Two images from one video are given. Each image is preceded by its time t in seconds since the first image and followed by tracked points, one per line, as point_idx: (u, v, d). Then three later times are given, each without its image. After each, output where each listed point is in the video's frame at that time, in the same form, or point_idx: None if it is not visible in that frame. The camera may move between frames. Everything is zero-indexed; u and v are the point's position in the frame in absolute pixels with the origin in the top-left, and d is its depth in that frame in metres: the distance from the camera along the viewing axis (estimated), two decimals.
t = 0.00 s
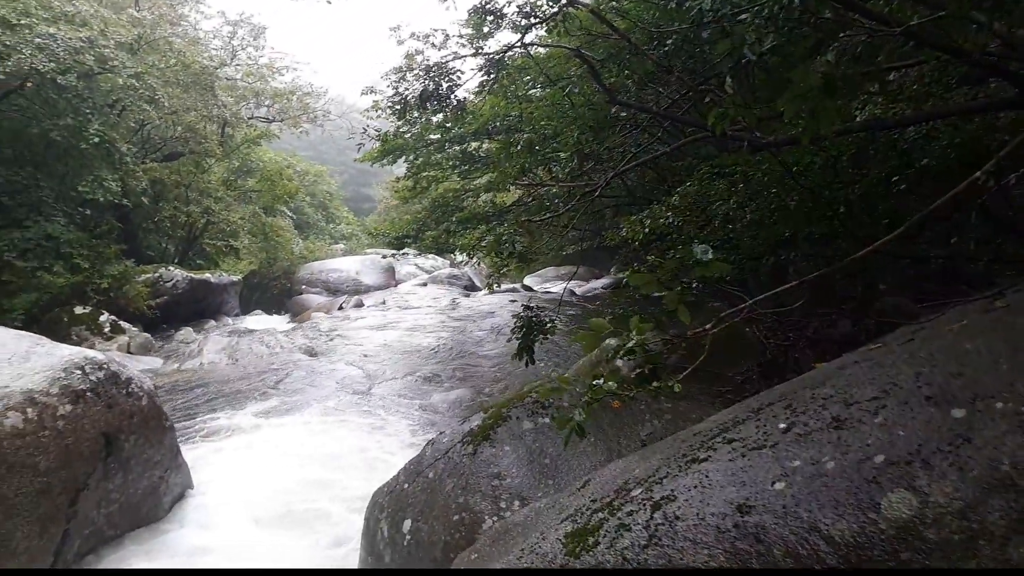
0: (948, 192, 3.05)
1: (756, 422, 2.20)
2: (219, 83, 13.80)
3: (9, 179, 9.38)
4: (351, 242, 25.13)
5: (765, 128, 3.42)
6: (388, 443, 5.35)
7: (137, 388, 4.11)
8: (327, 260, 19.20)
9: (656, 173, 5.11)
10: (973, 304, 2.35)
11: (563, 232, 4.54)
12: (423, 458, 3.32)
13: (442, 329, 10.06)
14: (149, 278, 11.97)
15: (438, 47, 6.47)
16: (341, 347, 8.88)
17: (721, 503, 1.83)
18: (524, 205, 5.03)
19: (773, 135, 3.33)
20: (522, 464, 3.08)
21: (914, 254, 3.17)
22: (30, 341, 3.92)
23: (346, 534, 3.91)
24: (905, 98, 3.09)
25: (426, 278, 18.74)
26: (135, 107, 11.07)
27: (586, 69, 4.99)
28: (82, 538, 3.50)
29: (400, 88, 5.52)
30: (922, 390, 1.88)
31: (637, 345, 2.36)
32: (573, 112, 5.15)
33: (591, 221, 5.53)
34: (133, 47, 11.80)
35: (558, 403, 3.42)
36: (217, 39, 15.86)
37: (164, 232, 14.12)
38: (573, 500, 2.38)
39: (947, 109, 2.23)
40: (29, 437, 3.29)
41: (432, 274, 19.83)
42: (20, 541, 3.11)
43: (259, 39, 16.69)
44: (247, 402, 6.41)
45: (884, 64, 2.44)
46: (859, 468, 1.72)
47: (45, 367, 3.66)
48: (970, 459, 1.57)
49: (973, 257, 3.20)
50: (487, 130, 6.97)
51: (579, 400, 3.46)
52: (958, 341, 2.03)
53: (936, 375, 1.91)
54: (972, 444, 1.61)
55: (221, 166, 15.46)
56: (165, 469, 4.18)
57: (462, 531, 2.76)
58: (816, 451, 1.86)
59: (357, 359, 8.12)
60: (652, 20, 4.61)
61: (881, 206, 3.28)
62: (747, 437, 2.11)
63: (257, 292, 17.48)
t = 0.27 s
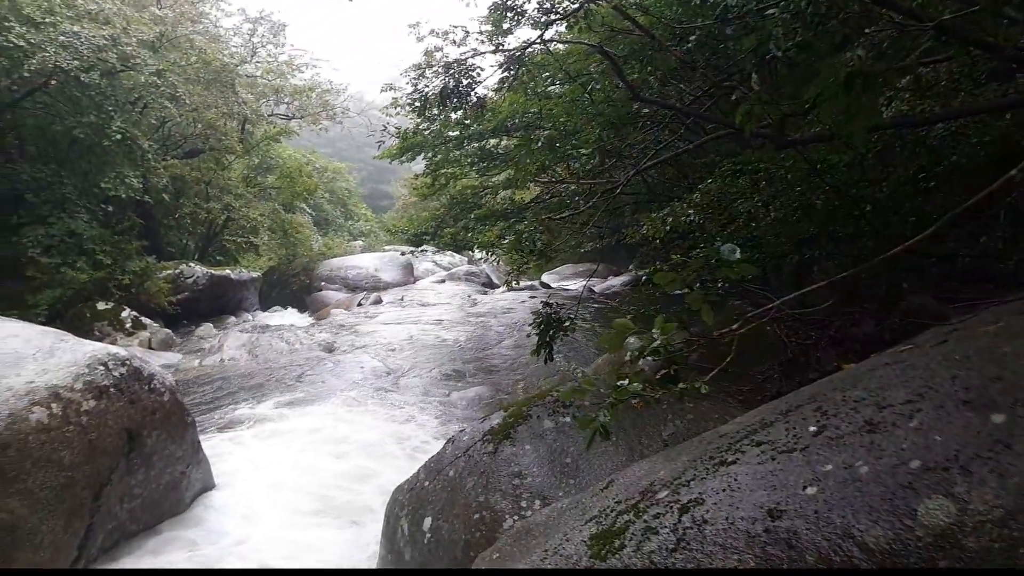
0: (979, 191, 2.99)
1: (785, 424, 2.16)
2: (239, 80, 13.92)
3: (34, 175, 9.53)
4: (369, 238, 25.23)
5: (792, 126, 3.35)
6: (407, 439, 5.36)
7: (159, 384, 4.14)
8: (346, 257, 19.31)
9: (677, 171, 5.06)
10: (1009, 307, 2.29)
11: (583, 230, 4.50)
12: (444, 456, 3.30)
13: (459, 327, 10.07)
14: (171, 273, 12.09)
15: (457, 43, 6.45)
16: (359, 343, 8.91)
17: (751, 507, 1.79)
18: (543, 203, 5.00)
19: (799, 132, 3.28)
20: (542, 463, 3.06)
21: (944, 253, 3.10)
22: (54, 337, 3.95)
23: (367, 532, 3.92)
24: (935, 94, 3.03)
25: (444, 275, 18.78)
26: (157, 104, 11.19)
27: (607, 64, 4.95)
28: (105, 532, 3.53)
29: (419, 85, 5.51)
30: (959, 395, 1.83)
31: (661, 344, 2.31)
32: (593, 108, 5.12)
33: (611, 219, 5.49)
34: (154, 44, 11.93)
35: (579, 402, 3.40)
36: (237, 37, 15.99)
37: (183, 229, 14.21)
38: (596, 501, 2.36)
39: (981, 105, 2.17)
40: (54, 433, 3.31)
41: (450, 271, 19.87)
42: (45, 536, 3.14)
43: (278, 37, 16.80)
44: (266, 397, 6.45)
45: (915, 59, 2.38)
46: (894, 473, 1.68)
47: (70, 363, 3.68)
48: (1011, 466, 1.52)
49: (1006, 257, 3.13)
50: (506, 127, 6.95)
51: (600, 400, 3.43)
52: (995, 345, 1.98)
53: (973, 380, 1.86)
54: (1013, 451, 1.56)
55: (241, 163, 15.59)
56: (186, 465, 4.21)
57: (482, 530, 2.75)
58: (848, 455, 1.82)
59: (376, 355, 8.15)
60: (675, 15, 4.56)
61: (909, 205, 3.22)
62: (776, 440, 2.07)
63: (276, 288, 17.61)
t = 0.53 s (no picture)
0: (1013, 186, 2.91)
1: (815, 423, 2.11)
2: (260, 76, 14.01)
3: (58, 171, 9.68)
4: (388, 234, 25.34)
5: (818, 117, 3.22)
6: (427, 434, 5.36)
7: (181, 377, 4.16)
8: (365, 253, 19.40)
9: (698, 166, 5.01)
10: None
11: (605, 226, 4.47)
12: (464, 452, 3.28)
13: (478, 322, 10.07)
14: (193, 267, 12.21)
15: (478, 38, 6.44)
16: (378, 338, 8.94)
17: (781, 507, 1.75)
18: (564, 198, 4.97)
19: (827, 126, 3.21)
20: (564, 460, 3.04)
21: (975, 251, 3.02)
22: (79, 331, 3.99)
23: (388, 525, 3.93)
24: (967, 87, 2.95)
25: (462, 271, 18.81)
26: (179, 100, 11.30)
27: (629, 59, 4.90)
28: (128, 524, 3.56)
29: (440, 80, 5.50)
30: (997, 395, 1.78)
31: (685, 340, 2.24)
32: (614, 104, 5.08)
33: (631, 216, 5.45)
34: (177, 40, 12.03)
35: (601, 399, 3.37)
36: (259, 33, 16.11)
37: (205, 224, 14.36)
38: (620, 499, 2.33)
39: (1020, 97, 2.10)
40: (79, 425, 3.35)
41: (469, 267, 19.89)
42: (71, 526, 3.18)
43: (299, 32, 16.91)
44: (286, 392, 6.48)
45: (949, 50, 2.31)
46: (930, 474, 1.63)
47: (94, 356, 3.72)
48: None
49: None
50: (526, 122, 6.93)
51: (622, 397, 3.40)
52: None
53: (1011, 380, 1.81)
54: None
55: (261, 158, 15.71)
56: (208, 458, 4.24)
57: (503, 526, 2.73)
58: (882, 455, 1.77)
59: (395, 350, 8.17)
60: (699, 8, 4.50)
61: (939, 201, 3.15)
62: (806, 439, 2.02)
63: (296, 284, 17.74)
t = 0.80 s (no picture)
0: None
1: (848, 419, 2.06)
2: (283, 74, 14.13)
3: (85, 167, 9.83)
4: (410, 231, 25.48)
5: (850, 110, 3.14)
6: (449, 430, 5.35)
7: (206, 370, 4.19)
8: (386, 250, 19.52)
9: (723, 161, 4.94)
10: None
11: (628, 221, 4.42)
12: (487, 447, 3.26)
13: (500, 318, 10.07)
14: (217, 263, 12.36)
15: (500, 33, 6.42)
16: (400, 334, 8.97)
17: (816, 503, 1.71)
18: (587, 194, 4.93)
19: (857, 119, 3.13)
20: (588, 456, 3.00)
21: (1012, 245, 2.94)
22: (107, 324, 4.00)
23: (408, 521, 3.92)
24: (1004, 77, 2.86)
25: (484, 268, 18.83)
26: (203, 95, 11.41)
27: (653, 53, 4.83)
28: (153, 516, 3.60)
29: (462, 76, 5.48)
30: None
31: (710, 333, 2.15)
32: (638, 99, 5.02)
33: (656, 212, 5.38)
34: (202, 37, 12.13)
35: (626, 395, 3.33)
36: (282, 30, 16.25)
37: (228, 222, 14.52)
38: (647, 494, 2.29)
39: None
40: (106, 417, 3.39)
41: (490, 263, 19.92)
42: (97, 517, 3.22)
43: (322, 29, 17.01)
44: (309, 387, 6.52)
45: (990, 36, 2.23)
46: (971, 470, 1.57)
47: (121, 348, 3.75)
48: None
49: None
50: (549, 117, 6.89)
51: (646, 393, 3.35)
52: None
53: None
54: None
55: (284, 155, 15.85)
56: (233, 451, 4.27)
57: (527, 522, 2.71)
58: (920, 451, 1.72)
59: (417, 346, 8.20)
60: None
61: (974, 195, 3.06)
62: (840, 435, 1.97)
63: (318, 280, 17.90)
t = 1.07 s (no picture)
0: None
1: (879, 414, 2.00)
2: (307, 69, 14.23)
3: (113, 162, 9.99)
4: (432, 227, 25.57)
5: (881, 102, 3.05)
6: (471, 425, 5.36)
7: (231, 362, 4.23)
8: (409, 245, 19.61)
9: (750, 155, 4.86)
10: None
11: (652, 215, 4.37)
12: (509, 441, 3.25)
13: (522, 314, 10.06)
14: (242, 258, 12.53)
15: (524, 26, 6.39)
16: (422, 329, 9.00)
17: (845, 499, 1.66)
18: (610, 188, 4.89)
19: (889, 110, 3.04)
20: (610, 451, 2.98)
21: None
22: (133, 315, 4.03)
23: (429, 515, 3.92)
24: None
25: (506, 264, 18.83)
26: (228, 90, 11.53)
27: (678, 45, 4.77)
28: (179, 505, 3.66)
29: (485, 71, 5.47)
30: None
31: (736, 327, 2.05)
32: (662, 92, 4.95)
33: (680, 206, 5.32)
34: (227, 33, 12.26)
35: (649, 390, 3.29)
36: (306, 26, 16.36)
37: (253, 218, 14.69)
38: (672, 489, 2.27)
39: None
40: (132, 407, 3.44)
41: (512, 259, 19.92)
42: (124, 506, 3.28)
43: (346, 25, 17.10)
44: (333, 381, 6.56)
45: None
46: (1009, 467, 1.51)
47: (147, 339, 3.80)
48: None
49: None
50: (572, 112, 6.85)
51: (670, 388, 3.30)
52: None
53: None
54: None
55: (308, 151, 15.98)
56: (257, 443, 4.31)
57: (549, 516, 2.70)
58: (954, 447, 1.66)
59: (439, 341, 8.22)
60: None
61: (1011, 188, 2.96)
62: (871, 430, 1.91)
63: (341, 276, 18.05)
